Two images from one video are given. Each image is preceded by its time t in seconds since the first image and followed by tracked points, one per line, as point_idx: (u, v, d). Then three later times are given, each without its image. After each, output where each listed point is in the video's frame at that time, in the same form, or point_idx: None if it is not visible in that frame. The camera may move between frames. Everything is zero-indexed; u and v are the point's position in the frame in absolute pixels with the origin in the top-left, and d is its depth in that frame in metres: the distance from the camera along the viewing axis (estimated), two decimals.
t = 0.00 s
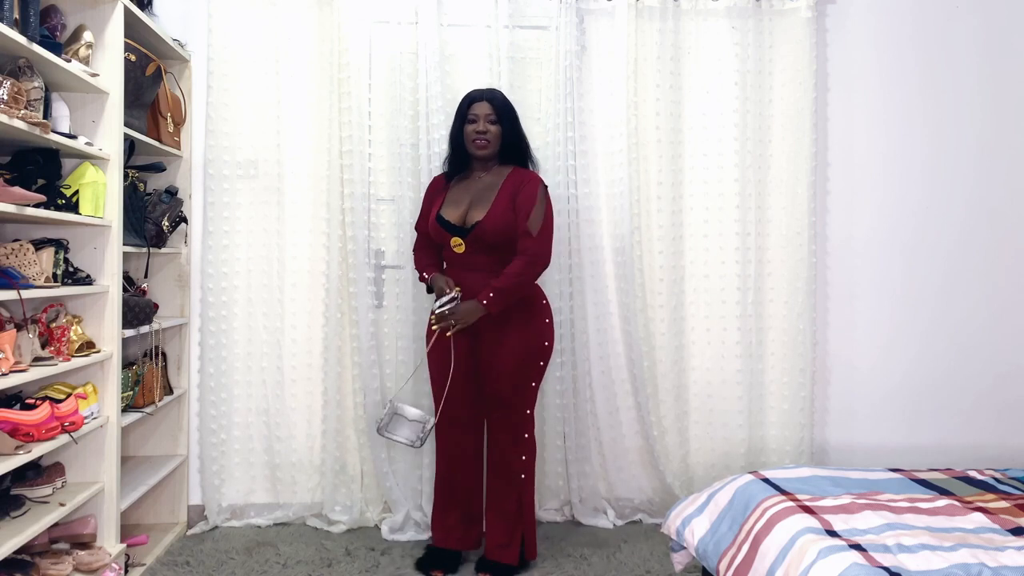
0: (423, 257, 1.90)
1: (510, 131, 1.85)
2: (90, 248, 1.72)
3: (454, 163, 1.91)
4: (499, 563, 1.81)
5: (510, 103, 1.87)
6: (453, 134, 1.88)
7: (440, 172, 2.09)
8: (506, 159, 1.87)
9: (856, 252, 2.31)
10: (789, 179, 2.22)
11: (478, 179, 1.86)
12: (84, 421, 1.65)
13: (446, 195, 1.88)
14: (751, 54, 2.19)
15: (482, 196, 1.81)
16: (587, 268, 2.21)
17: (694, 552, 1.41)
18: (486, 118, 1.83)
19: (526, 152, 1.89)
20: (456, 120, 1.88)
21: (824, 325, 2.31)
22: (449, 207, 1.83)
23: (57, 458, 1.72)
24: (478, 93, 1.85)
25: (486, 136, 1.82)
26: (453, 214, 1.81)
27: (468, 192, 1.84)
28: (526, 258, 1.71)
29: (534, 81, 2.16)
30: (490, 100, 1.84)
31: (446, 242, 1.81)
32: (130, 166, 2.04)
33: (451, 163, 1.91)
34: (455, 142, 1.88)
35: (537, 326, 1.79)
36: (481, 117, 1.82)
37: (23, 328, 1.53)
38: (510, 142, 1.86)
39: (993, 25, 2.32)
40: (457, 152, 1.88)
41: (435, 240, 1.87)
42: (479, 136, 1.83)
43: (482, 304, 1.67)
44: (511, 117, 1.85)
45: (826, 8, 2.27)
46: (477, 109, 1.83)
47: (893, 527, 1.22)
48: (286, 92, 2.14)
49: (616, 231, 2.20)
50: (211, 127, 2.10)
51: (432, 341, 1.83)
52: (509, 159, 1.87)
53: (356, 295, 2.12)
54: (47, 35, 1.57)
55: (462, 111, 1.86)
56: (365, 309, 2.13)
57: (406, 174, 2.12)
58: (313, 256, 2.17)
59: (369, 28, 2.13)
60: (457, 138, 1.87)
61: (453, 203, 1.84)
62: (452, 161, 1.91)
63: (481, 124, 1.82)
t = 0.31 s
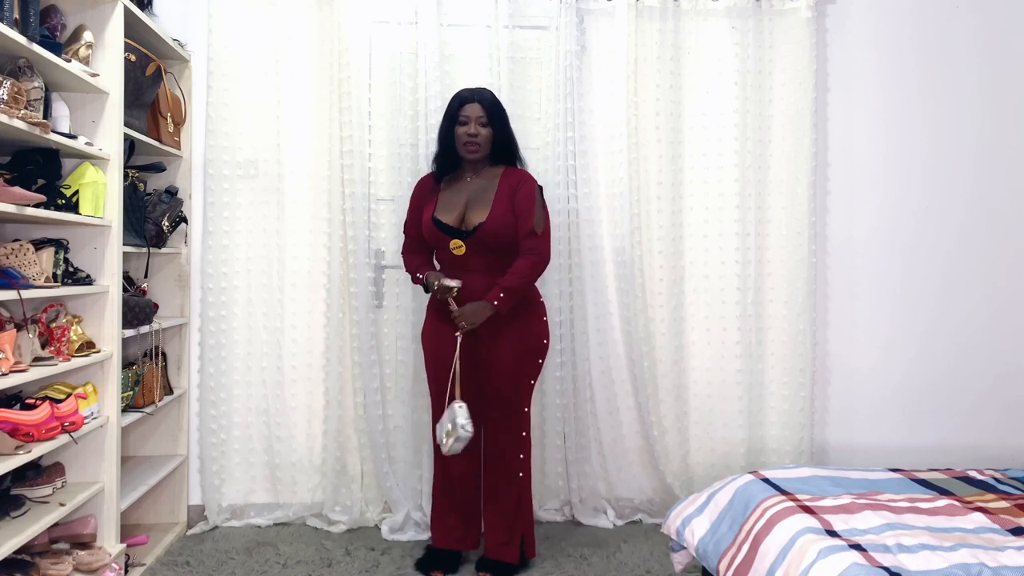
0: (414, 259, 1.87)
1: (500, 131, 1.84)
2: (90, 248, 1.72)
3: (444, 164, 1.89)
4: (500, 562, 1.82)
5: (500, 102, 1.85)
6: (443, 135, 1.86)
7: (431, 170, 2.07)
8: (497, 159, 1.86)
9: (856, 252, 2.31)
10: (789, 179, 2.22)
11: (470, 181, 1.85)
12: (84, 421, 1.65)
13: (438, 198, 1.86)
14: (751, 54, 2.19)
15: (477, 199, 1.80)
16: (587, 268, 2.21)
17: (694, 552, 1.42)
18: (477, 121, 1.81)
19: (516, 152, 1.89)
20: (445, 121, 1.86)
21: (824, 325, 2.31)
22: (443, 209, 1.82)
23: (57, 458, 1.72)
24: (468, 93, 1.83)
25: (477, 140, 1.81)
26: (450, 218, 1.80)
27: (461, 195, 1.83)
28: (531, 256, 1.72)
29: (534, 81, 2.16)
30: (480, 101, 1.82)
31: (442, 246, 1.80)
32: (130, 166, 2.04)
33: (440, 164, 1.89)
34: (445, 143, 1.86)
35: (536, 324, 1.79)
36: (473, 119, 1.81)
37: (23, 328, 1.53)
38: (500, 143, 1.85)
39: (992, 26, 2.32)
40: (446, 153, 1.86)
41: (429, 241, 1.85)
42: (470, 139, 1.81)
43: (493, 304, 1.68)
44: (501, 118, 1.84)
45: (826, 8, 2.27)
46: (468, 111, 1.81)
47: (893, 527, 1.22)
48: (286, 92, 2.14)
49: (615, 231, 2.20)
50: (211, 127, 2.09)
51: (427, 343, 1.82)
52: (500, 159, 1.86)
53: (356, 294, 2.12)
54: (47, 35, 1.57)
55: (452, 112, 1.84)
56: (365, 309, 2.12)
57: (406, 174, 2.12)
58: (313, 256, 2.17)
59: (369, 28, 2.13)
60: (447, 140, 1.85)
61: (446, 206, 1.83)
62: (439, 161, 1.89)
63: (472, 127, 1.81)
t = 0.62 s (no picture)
0: (425, 257, 1.84)
1: (512, 138, 1.80)
2: (90, 248, 1.72)
3: (455, 171, 1.84)
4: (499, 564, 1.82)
5: (510, 110, 1.81)
6: (457, 145, 1.82)
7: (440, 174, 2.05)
8: (513, 164, 1.84)
9: (856, 252, 2.31)
10: (789, 180, 2.22)
11: (487, 188, 1.83)
12: (84, 421, 1.65)
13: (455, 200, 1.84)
14: (751, 55, 2.19)
15: (497, 202, 1.80)
16: (587, 268, 2.20)
17: (694, 552, 1.41)
18: (490, 142, 1.76)
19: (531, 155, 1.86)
20: (459, 134, 1.81)
21: (824, 325, 2.31)
22: (465, 209, 1.81)
23: (57, 458, 1.72)
24: (480, 111, 1.77)
25: (491, 160, 1.77)
26: (470, 219, 1.80)
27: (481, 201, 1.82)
28: (558, 257, 1.77)
29: (534, 81, 2.16)
30: (491, 122, 1.76)
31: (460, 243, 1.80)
32: (130, 166, 2.04)
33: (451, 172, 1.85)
34: (457, 153, 1.82)
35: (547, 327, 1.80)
36: (485, 141, 1.76)
37: (23, 328, 1.53)
38: (515, 152, 1.82)
39: (993, 26, 2.32)
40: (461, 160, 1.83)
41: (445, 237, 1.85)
42: (484, 161, 1.77)
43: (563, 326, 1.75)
44: (512, 133, 1.79)
45: (826, 8, 2.27)
46: (481, 133, 1.76)
47: (893, 527, 1.22)
48: (286, 92, 2.14)
49: (615, 231, 2.20)
50: (211, 127, 2.09)
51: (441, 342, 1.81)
52: (516, 163, 1.84)
53: (356, 294, 2.11)
54: (47, 35, 1.57)
55: (466, 129, 1.78)
56: (365, 309, 2.12)
57: (405, 174, 2.13)
58: (313, 256, 2.18)
59: (369, 28, 2.13)
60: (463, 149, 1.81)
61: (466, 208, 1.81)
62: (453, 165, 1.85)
63: (486, 149, 1.76)
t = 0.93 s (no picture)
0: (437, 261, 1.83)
1: (514, 145, 1.79)
2: (90, 248, 1.72)
3: (460, 180, 1.83)
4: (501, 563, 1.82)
5: (511, 117, 1.79)
6: (461, 156, 1.81)
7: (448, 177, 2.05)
8: (519, 169, 1.81)
9: (856, 252, 2.31)
10: (789, 180, 2.22)
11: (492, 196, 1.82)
12: (84, 421, 1.65)
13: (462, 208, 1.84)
14: (751, 55, 2.19)
15: (505, 207, 1.79)
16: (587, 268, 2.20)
17: (694, 552, 1.41)
18: (492, 153, 1.75)
19: (536, 161, 1.84)
20: (462, 147, 1.80)
21: (824, 325, 2.31)
22: (471, 218, 1.81)
23: (57, 458, 1.72)
24: (481, 122, 1.75)
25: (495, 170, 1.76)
26: (476, 228, 1.79)
27: (489, 208, 1.81)
28: (575, 257, 1.82)
29: (534, 81, 2.16)
30: (492, 134, 1.75)
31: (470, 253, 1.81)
32: (130, 166, 2.04)
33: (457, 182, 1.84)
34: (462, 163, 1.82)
35: (556, 329, 1.80)
36: (488, 153, 1.75)
37: (23, 328, 1.53)
38: (518, 161, 1.80)
39: (993, 25, 2.32)
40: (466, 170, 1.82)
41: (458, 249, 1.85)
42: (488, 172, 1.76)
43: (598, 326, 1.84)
44: (514, 142, 1.78)
45: (826, 8, 2.27)
46: (483, 145, 1.75)
47: (893, 527, 1.22)
48: (286, 92, 2.14)
49: (615, 231, 2.20)
50: (211, 127, 2.09)
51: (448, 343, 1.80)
52: (522, 167, 1.82)
53: (356, 294, 2.11)
54: (47, 35, 1.57)
55: (468, 141, 1.78)
56: (366, 309, 2.12)
57: (405, 175, 2.13)
58: (313, 256, 2.18)
59: (369, 28, 2.13)
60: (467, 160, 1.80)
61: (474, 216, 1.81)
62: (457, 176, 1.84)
63: (489, 160, 1.75)
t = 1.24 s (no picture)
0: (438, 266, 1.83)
1: (511, 145, 1.79)
2: (90, 248, 1.72)
3: (459, 183, 1.83)
4: (500, 564, 1.81)
5: (507, 118, 1.80)
6: (460, 157, 1.81)
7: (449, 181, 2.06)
8: (516, 168, 1.82)
9: (856, 252, 2.31)
10: (789, 180, 2.22)
11: (492, 197, 1.83)
12: (84, 421, 1.65)
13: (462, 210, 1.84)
14: (751, 55, 2.19)
15: (505, 207, 1.80)
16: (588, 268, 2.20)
17: (694, 552, 1.42)
18: (489, 153, 1.75)
19: (533, 160, 1.84)
20: (458, 147, 1.81)
21: (824, 325, 2.31)
22: (472, 221, 1.81)
23: (57, 458, 1.72)
24: (477, 123, 1.76)
25: (492, 170, 1.77)
26: (479, 231, 1.79)
27: (489, 209, 1.82)
28: (578, 251, 1.83)
29: (534, 81, 2.16)
30: (489, 134, 1.75)
31: (474, 256, 1.81)
32: (130, 165, 2.04)
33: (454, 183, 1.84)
34: (460, 165, 1.82)
35: (558, 329, 1.80)
36: (484, 152, 1.75)
37: (23, 328, 1.53)
38: (516, 160, 1.81)
39: (993, 26, 2.32)
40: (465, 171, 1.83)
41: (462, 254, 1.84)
42: (486, 171, 1.77)
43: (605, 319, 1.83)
44: (510, 140, 1.78)
45: (826, 8, 2.27)
46: (479, 145, 1.75)
47: (893, 527, 1.22)
48: (286, 92, 2.14)
49: (615, 231, 2.20)
50: (211, 127, 2.09)
51: (447, 342, 1.78)
52: (520, 167, 1.82)
53: (356, 294, 2.11)
54: (47, 35, 1.57)
55: (464, 142, 1.78)
56: (366, 309, 2.12)
57: (405, 175, 2.13)
58: (313, 256, 2.18)
59: (369, 28, 2.13)
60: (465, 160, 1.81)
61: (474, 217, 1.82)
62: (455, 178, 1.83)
63: (486, 160, 1.75)
